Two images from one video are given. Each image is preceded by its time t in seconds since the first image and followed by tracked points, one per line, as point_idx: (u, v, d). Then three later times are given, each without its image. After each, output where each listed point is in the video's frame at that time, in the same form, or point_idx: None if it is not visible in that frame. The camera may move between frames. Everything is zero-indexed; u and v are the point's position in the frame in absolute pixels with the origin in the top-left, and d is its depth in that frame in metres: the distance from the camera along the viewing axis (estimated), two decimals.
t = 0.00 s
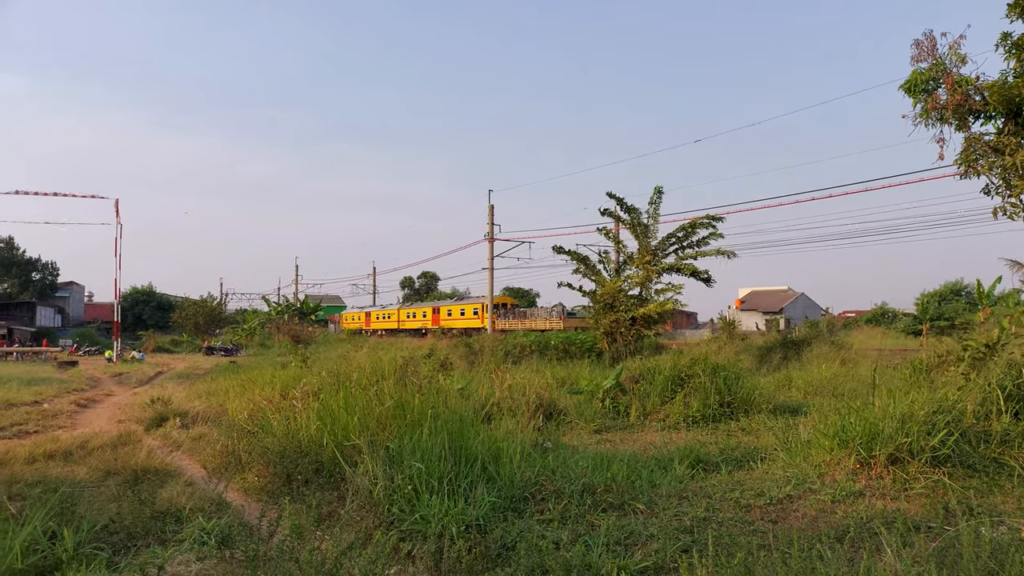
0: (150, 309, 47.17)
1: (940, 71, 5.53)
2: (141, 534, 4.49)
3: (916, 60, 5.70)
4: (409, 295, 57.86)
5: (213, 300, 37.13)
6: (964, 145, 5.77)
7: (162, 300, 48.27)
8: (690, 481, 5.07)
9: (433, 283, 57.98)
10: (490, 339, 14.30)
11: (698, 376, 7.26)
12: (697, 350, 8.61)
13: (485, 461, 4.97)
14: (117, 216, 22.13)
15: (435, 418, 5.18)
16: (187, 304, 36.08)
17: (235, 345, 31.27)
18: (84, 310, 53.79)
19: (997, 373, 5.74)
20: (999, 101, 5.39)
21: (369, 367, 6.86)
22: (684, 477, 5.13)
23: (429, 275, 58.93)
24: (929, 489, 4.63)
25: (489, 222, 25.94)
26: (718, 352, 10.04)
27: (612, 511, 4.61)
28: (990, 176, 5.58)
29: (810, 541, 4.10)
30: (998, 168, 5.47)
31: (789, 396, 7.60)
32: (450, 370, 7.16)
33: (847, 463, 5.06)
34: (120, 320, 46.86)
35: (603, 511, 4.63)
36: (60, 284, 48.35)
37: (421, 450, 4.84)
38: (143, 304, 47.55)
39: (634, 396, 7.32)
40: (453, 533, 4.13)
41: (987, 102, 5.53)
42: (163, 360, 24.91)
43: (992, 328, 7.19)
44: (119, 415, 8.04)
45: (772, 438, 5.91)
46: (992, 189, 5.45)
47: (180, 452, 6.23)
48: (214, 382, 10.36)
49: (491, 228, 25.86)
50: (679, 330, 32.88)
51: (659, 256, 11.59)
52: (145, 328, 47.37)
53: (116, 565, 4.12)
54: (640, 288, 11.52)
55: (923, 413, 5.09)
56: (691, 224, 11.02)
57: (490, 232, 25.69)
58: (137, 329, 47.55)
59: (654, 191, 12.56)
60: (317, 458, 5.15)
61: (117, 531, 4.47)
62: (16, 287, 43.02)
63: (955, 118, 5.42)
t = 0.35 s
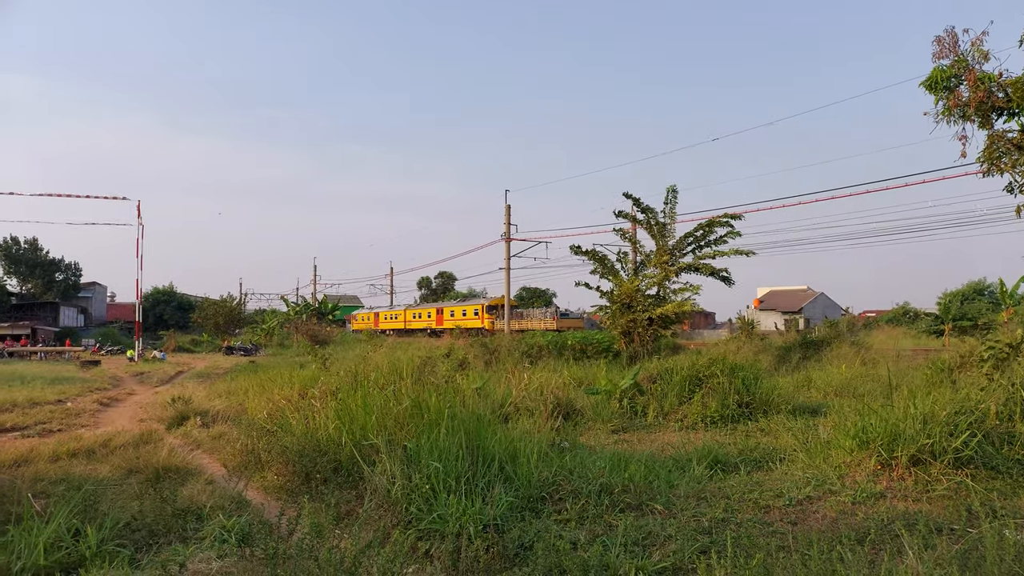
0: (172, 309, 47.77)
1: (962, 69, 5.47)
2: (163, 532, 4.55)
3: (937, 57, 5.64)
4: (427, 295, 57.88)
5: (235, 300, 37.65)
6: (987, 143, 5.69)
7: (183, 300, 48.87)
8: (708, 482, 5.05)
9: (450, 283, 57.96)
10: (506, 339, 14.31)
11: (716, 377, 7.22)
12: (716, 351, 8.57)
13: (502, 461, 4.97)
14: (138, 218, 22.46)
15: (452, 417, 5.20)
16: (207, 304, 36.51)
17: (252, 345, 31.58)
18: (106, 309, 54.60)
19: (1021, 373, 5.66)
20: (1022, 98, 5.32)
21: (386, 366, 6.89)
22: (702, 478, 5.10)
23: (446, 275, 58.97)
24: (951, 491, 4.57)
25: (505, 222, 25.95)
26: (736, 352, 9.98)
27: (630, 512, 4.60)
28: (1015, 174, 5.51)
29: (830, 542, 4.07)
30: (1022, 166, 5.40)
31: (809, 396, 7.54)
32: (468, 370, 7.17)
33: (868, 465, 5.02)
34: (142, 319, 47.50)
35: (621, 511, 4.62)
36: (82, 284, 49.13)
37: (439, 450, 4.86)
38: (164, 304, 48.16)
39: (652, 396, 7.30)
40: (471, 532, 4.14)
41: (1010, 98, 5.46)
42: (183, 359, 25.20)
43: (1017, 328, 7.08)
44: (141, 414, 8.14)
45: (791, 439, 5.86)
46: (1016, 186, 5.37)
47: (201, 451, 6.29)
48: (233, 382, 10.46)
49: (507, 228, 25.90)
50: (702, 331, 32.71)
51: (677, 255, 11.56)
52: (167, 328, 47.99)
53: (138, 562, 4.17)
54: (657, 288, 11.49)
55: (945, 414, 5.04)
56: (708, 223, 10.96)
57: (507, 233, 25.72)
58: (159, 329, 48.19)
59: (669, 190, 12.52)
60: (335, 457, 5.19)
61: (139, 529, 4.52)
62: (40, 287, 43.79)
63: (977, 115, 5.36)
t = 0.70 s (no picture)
0: (190, 309, 48.25)
1: (984, 66, 5.39)
2: (183, 530, 4.59)
3: (958, 55, 5.57)
4: (442, 296, 57.95)
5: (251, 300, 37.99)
6: (1010, 141, 5.61)
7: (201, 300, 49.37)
8: (725, 484, 5.02)
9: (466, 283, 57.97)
10: (521, 339, 14.32)
11: (733, 378, 7.19)
12: (733, 351, 8.54)
13: (518, 461, 4.97)
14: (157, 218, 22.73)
15: (468, 417, 5.21)
16: (228, 304, 36.95)
17: (269, 345, 31.83)
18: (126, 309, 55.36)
19: None
20: None
21: (402, 366, 6.92)
22: (720, 479, 5.07)
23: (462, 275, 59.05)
24: (972, 493, 4.52)
25: (520, 223, 25.95)
26: (753, 353, 9.91)
27: (646, 513, 4.58)
28: None
29: (849, 545, 4.03)
30: None
31: (827, 397, 7.49)
32: (483, 370, 7.19)
33: (887, 466, 4.97)
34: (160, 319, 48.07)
35: (638, 512, 4.60)
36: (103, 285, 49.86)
37: (455, 450, 4.87)
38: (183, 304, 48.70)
39: (669, 397, 7.26)
40: (487, 532, 4.15)
41: None
42: (201, 359, 25.45)
43: None
44: (160, 413, 8.23)
45: (809, 440, 5.81)
46: None
47: (219, 450, 6.35)
48: (250, 381, 10.55)
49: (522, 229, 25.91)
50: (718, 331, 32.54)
51: (693, 255, 11.50)
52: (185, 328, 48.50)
53: (158, 560, 4.21)
54: (673, 288, 11.44)
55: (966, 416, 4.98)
56: (725, 223, 10.91)
57: (524, 233, 25.76)
58: (177, 329, 48.74)
59: (685, 190, 12.47)
60: (352, 457, 5.21)
61: (159, 527, 4.57)
62: (61, 287, 44.50)
63: (999, 113, 5.29)
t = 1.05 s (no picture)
0: (207, 309, 48.71)
1: (1004, 63, 5.32)
2: (200, 528, 4.63)
3: (978, 52, 5.51)
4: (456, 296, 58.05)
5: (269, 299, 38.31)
6: None
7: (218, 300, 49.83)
8: (741, 485, 4.99)
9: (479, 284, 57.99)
10: (535, 339, 14.33)
11: (749, 378, 7.17)
12: (749, 352, 8.50)
13: (533, 461, 4.98)
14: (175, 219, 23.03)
15: (483, 417, 5.22)
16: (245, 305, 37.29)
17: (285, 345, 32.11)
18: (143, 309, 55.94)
19: None
20: None
21: (417, 366, 6.94)
22: (735, 481, 5.05)
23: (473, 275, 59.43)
24: (992, 495, 4.47)
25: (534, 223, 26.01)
26: (770, 353, 9.85)
27: (662, 514, 4.57)
28: None
29: (867, 547, 4.00)
30: None
31: (845, 398, 7.44)
32: (498, 371, 7.20)
33: (906, 468, 4.92)
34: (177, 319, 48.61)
35: (653, 513, 4.59)
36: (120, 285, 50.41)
37: (469, 450, 4.88)
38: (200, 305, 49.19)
39: (683, 397, 7.24)
40: (502, 532, 4.15)
41: None
42: (217, 359, 25.69)
43: None
44: (178, 412, 8.31)
45: (826, 442, 5.78)
46: None
47: (236, 449, 6.40)
48: (266, 381, 10.65)
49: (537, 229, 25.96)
50: (732, 332, 32.40)
51: (708, 255, 11.46)
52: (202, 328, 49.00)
53: (176, 558, 4.25)
54: (688, 288, 11.40)
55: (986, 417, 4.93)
56: (740, 223, 10.85)
57: (538, 233, 25.78)
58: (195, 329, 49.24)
59: (699, 190, 12.42)
60: (367, 456, 5.24)
61: (177, 525, 4.61)
62: (79, 288, 45.03)
63: (1020, 111, 5.22)
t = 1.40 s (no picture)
0: (223, 308, 49.12)
1: None
2: (216, 525, 4.67)
3: (998, 50, 5.45)
4: (470, 295, 58.13)
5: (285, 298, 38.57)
6: None
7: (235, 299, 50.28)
8: (756, 486, 4.97)
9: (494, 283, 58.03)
10: (548, 339, 14.33)
11: (765, 379, 7.14)
12: (764, 353, 8.46)
13: (547, 461, 4.98)
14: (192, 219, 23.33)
15: (497, 416, 5.23)
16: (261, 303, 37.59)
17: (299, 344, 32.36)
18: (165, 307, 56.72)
19: None
20: None
21: (431, 365, 6.97)
22: (750, 482, 5.02)
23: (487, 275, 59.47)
24: (1012, 498, 4.41)
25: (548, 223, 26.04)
26: (786, 354, 9.79)
27: (676, 515, 4.55)
28: None
29: (884, 550, 3.96)
30: None
31: (861, 400, 7.39)
32: (512, 370, 7.20)
33: (923, 471, 4.88)
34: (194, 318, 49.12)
35: (667, 513, 4.58)
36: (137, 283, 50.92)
37: (484, 450, 4.89)
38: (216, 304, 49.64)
39: (698, 398, 7.21)
40: (515, 532, 4.15)
41: None
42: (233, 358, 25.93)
43: None
44: (195, 410, 8.39)
45: (842, 443, 5.74)
46: None
47: (252, 447, 6.45)
48: (282, 380, 10.73)
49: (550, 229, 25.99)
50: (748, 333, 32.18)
51: (723, 256, 11.41)
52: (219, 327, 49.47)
53: (193, 554, 4.28)
54: (703, 288, 11.36)
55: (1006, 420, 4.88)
56: (756, 222, 10.80)
57: (554, 232, 25.84)
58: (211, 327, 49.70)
59: (714, 190, 12.36)
60: (382, 455, 5.26)
61: (193, 522, 4.66)
62: (97, 286, 45.52)
63: None
